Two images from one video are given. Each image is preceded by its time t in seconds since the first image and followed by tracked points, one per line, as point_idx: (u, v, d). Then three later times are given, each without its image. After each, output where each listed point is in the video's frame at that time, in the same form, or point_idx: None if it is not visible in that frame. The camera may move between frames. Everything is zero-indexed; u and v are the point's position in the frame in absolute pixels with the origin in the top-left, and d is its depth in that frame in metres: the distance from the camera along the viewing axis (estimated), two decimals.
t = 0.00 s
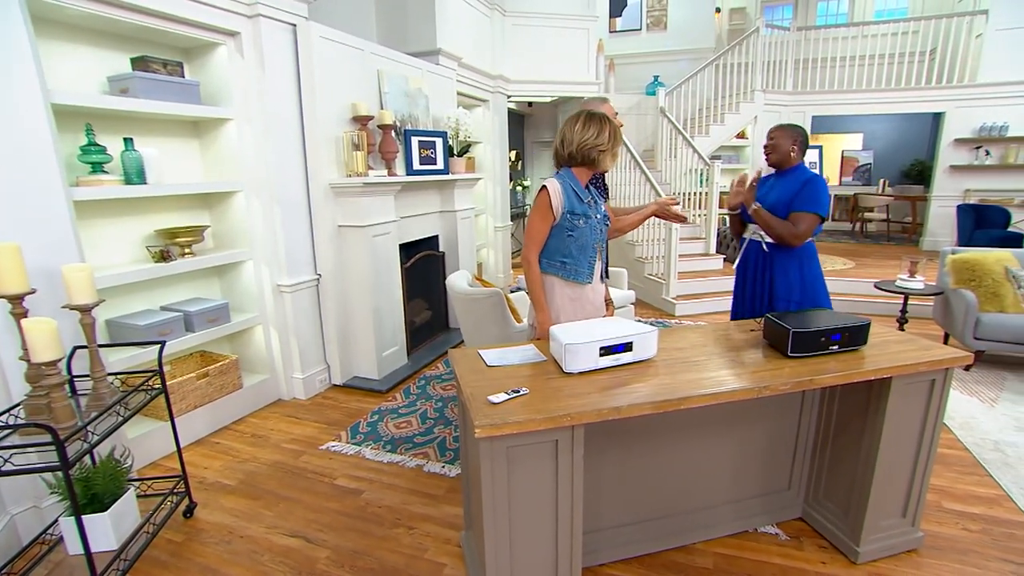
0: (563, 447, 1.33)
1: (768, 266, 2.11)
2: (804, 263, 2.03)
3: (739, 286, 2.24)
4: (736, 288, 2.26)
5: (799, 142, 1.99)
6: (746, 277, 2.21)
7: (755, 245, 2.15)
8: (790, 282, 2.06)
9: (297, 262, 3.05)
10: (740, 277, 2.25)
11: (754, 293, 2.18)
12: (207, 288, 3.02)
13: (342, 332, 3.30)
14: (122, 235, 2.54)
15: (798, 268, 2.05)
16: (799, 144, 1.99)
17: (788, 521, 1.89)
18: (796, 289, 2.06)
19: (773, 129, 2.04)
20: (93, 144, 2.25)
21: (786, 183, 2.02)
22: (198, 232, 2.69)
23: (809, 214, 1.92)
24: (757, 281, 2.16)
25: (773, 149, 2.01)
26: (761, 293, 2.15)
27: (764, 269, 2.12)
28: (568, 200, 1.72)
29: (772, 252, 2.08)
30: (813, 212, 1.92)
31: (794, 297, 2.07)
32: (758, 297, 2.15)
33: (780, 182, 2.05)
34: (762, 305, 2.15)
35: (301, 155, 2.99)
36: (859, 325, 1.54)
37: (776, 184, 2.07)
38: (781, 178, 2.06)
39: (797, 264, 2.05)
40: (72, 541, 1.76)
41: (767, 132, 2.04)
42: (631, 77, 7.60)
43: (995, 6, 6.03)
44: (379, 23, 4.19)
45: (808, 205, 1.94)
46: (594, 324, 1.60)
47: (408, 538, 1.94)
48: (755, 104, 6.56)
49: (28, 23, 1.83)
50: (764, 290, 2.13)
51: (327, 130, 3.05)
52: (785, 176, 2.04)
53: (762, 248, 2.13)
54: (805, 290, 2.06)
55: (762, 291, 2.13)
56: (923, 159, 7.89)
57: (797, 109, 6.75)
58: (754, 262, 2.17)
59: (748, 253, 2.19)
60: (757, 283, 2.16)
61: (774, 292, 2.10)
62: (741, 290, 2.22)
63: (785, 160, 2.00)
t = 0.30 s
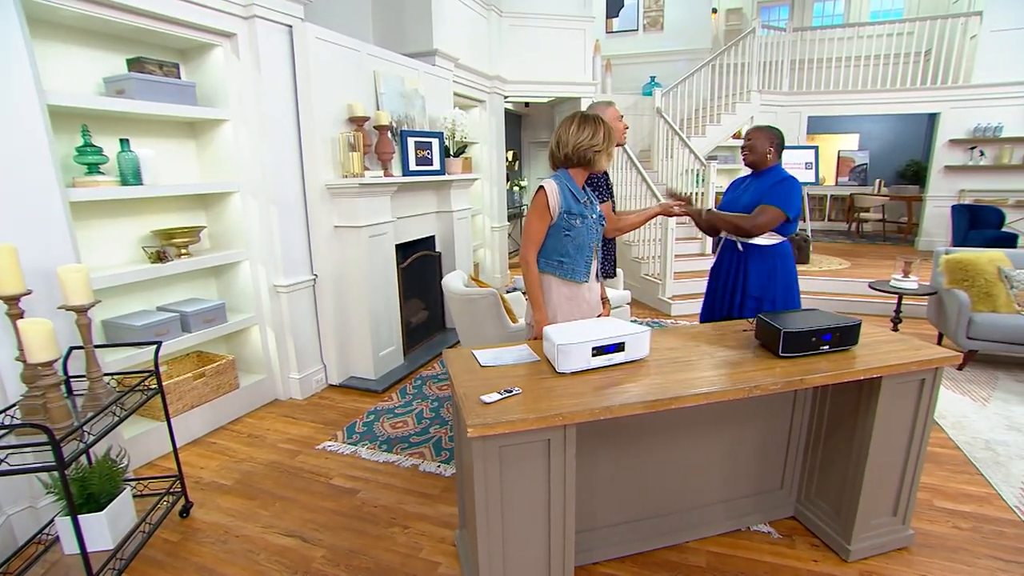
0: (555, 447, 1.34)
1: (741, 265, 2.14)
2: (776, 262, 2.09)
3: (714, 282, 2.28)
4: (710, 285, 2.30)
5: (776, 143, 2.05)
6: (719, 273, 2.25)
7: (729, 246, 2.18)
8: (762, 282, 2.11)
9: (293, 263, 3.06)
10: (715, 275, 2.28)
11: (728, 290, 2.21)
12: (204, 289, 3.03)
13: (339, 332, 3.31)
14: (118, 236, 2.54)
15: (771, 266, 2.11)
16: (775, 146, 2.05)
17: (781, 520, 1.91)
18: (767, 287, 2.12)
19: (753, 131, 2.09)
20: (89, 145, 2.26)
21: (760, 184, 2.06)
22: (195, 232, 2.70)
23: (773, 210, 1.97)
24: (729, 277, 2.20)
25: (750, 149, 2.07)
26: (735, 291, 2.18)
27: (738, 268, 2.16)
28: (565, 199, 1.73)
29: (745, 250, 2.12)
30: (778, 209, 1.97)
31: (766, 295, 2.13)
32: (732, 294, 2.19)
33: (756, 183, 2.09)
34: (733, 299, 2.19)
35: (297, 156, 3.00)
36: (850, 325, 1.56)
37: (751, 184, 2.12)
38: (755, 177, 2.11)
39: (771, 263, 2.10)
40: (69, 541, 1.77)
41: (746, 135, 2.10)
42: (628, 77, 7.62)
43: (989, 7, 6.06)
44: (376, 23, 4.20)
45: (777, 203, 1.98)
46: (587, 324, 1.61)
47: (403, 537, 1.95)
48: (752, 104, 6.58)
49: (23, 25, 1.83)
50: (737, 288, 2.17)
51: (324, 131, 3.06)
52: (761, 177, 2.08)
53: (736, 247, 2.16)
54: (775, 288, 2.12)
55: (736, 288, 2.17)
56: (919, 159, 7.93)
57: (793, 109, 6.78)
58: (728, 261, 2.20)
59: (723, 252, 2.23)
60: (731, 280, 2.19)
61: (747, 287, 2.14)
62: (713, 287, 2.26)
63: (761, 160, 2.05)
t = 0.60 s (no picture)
0: (549, 448, 1.35)
1: (727, 265, 2.15)
2: (763, 262, 2.10)
3: (699, 283, 2.27)
4: (696, 287, 2.29)
5: (760, 144, 2.08)
6: (705, 273, 2.25)
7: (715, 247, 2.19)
8: (749, 281, 2.13)
9: (291, 263, 3.06)
10: (700, 276, 2.27)
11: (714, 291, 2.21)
12: (201, 289, 3.03)
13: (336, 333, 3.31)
14: (116, 237, 2.55)
15: (757, 265, 2.12)
16: (761, 147, 2.08)
17: (776, 520, 1.92)
18: (754, 286, 2.13)
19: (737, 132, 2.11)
20: (85, 146, 2.26)
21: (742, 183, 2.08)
22: (191, 233, 2.70)
23: (751, 211, 2.00)
24: (716, 278, 2.20)
25: (738, 149, 2.08)
26: (721, 291, 2.18)
27: (724, 268, 2.16)
28: (574, 196, 1.74)
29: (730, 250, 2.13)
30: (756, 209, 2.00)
31: (754, 295, 2.14)
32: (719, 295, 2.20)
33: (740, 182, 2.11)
34: (720, 300, 2.19)
35: (294, 157, 3.00)
36: (844, 326, 1.57)
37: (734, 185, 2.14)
38: (740, 177, 2.12)
39: (757, 262, 2.12)
40: (65, 542, 1.77)
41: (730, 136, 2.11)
42: (625, 78, 7.63)
43: (985, 8, 6.07)
44: (374, 25, 4.20)
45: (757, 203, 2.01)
46: (582, 325, 1.62)
47: (399, 537, 1.96)
48: (748, 104, 6.60)
49: (19, 26, 1.83)
50: (724, 287, 2.17)
51: (321, 132, 3.06)
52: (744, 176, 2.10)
53: (722, 248, 2.16)
54: (761, 288, 2.13)
55: (724, 289, 2.17)
56: (915, 159, 7.96)
57: (790, 110, 6.79)
58: (714, 262, 2.20)
59: (709, 253, 2.23)
60: (718, 281, 2.19)
61: (734, 287, 2.15)
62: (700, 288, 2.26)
63: (749, 161, 2.07)
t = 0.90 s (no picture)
0: (545, 449, 1.35)
1: (720, 268, 2.15)
2: (756, 264, 2.11)
3: (693, 285, 2.28)
4: (690, 289, 2.30)
5: (752, 146, 2.08)
6: (699, 276, 2.25)
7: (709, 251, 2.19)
8: (742, 283, 2.14)
9: (288, 265, 3.06)
10: (694, 278, 2.28)
11: (707, 293, 2.22)
12: (198, 291, 3.03)
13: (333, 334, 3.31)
14: (112, 238, 2.54)
15: (751, 267, 2.13)
16: (752, 149, 2.08)
17: (773, 521, 1.92)
18: (748, 288, 2.14)
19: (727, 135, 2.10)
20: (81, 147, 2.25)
21: (734, 187, 2.09)
22: (188, 235, 2.70)
23: (744, 215, 2.01)
24: (710, 279, 2.20)
25: (728, 153, 2.07)
26: (715, 292, 2.19)
27: (717, 270, 2.17)
28: (584, 196, 1.74)
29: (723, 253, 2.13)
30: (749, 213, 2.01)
31: (747, 296, 2.14)
32: (712, 296, 2.20)
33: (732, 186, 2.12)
34: (714, 302, 2.20)
35: (291, 158, 3.00)
36: (840, 327, 1.57)
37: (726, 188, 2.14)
38: (734, 180, 2.12)
39: (751, 263, 2.12)
40: (60, 545, 1.76)
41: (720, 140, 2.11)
42: (623, 78, 7.64)
43: (982, 9, 6.09)
44: (372, 25, 4.20)
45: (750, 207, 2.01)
46: (579, 327, 1.62)
47: (396, 538, 1.96)
48: (746, 105, 6.62)
49: (14, 27, 1.83)
50: (718, 289, 2.18)
51: (319, 133, 3.06)
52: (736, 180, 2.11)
53: (716, 250, 2.17)
54: (755, 289, 2.14)
55: (717, 291, 2.18)
56: (912, 159, 7.98)
57: (788, 110, 6.80)
58: (708, 263, 2.20)
59: (702, 256, 2.22)
60: (711, 282, 2.20)
61: (728, 290, 2.15)
62: (693, 289, 2.26)
63: (739, 164, 2.08)
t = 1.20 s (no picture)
0: (544, 450, 1.35)
1: (719, 267, 2.15)
2: (754, 263, 2.11)
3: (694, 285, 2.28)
4: (691, 289, 2.30)
5: (750, 146, 2.08)
6: (699, 275, 2.25)
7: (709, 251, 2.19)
8: (741, 284, 2.14)
9: (287, 265, 3.05)
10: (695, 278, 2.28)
11: (706, 292, 2.22)
12: (197, 291, 3.03)
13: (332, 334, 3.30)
14: (110, 239, 2.54)
15: (750, 268, 2.12)
16: (751, 148, 2.08)
17: (771, 521, 1.92)
18: (747, 288, 2.14)
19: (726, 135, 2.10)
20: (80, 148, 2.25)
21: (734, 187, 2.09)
22: (187, 235, 2.69)
23: (746, 215, 2.00)
24: (709, 279, 2.20)
25: (727, 153, 2.07)
26: (714, 292, 2.19)
27: (717, 270, 2.16)
28: (577, 198, 1.74)
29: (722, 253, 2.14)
30: (750, 213, 2.00)
31: (746, 297, 2.14)
32: (711, 296, 2.20)
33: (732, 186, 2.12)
34: (713, 303, 2.20)
35: (290, 158, 2.99)
36: (839, 328, 1.57)
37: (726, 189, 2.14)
38: (732, 179, 2.13)
39: (749, 263, 2.12)
40: (58, 547, 1.76)
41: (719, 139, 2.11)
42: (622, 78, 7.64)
43: (981, 9, 6.10)
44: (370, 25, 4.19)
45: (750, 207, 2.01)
46: (577, 328, 1.62)
47: (394, 539, 1.96)
48: (745, 105, 6.61)
49: (11, 26, 1.82)
50: (717, 289, 2.18)
51: (317, 133, 3.06)
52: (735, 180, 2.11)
53: (715, 250, 2.17)
54: (754, 290, 2.14)
55: (716, 291, 2.18)
56: (911, 159, 7.98)
57: (787, 110, 6.81)
58: (708, 263, 2.20)
59: (703, 257, 2.22)
60: (710, 282, 2.20)
61: (727, 290, 2.16)
62: (693, 290, 2.27)
63: (739, 164, 2.08)
